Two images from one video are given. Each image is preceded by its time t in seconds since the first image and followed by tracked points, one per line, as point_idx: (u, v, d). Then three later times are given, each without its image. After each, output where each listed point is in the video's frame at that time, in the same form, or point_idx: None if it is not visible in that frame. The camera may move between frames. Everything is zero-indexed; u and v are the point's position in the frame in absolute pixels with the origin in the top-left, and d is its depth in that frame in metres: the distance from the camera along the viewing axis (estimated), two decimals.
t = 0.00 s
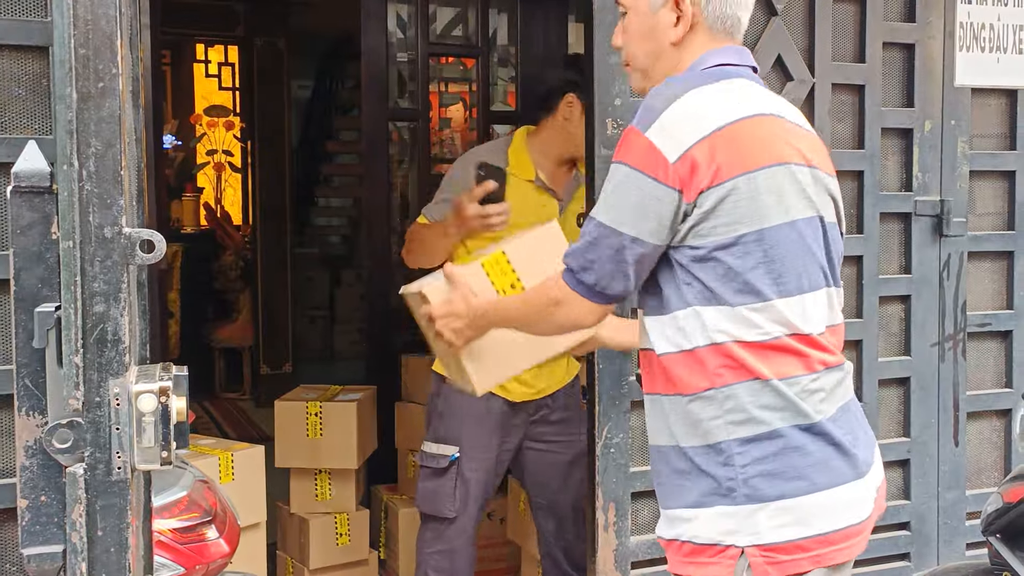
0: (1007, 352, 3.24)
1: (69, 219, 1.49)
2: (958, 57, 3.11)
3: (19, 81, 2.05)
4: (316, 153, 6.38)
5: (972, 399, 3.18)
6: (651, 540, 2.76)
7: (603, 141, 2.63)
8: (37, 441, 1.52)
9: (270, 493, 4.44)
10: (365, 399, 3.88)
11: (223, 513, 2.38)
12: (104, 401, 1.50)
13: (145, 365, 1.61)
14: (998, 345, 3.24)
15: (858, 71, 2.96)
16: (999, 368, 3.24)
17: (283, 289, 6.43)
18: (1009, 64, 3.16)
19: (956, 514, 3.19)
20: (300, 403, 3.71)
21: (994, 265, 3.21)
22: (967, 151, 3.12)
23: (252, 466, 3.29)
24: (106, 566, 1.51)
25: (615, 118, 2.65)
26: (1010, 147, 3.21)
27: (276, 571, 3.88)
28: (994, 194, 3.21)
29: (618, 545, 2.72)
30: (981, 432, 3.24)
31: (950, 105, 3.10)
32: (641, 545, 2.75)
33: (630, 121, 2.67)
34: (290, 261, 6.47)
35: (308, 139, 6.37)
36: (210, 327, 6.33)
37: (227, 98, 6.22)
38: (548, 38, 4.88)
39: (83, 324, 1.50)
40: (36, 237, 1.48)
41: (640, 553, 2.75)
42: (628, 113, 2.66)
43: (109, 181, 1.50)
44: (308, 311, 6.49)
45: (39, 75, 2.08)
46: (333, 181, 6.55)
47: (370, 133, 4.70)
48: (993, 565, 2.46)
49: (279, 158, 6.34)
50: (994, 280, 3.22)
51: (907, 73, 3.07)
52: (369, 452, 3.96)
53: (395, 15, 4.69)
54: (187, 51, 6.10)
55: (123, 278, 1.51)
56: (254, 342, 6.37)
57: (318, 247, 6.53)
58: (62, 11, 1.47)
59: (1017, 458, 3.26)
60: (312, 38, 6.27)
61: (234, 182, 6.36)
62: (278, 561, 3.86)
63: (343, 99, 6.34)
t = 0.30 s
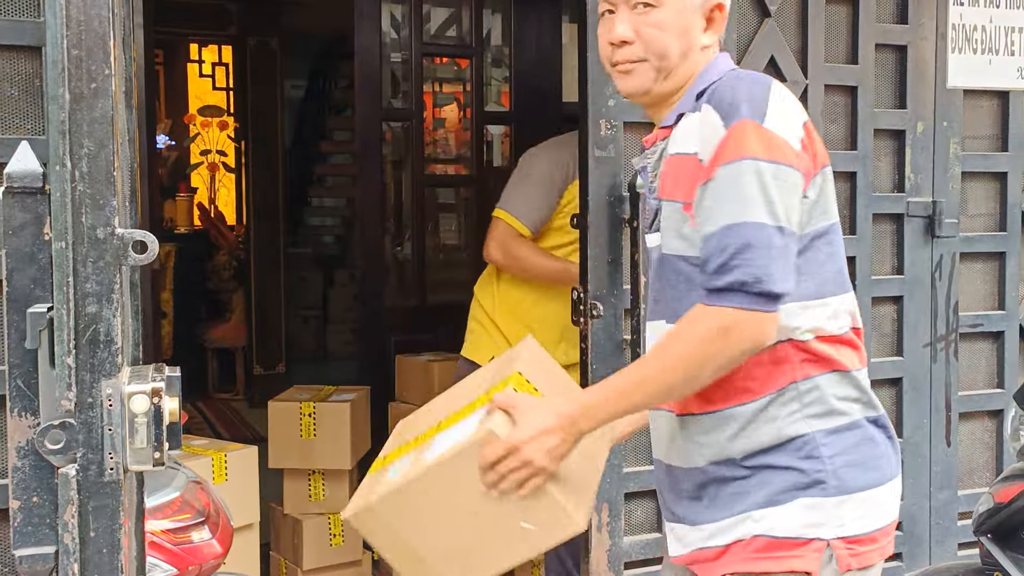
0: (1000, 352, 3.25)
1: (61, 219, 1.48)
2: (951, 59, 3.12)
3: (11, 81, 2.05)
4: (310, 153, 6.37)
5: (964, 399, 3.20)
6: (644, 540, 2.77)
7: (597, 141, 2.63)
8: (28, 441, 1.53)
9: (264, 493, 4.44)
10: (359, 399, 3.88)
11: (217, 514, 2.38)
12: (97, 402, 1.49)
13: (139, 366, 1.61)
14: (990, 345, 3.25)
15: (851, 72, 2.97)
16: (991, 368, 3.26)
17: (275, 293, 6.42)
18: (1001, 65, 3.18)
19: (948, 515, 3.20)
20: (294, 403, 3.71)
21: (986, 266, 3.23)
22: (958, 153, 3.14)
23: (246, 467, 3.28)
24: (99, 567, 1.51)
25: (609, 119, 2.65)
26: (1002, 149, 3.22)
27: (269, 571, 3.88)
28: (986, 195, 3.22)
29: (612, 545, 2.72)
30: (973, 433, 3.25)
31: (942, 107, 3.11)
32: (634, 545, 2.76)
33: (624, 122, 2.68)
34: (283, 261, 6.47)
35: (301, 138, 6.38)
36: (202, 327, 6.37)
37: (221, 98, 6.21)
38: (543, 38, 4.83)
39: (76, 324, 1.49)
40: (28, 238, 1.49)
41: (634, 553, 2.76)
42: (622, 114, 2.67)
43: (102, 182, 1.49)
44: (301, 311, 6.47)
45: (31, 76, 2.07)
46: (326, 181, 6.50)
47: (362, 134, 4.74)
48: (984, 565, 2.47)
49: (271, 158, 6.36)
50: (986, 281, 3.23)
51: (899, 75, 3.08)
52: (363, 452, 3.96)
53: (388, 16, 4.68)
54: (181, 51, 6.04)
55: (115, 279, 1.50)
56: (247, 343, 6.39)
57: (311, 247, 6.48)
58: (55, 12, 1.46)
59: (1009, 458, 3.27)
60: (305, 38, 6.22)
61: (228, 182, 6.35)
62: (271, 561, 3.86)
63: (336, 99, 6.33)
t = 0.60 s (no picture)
0: (994, 353, 3.26)
1: (57, 218, 1.49)
2: (946, 61, 3.13)
3: (6, 82, 2.03)
4: (307, 154, 6.34)
5: (959, 400, 3.21)
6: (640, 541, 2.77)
7: (592, 142, 2.64)
8: (24, 440, 1.53)
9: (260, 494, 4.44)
10: (355, 399, 3.87)
11: (213, 514, 2.38)
12: (92, 401, 1.50)
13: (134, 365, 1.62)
14: (985, 346, 3.26)
15: (846, 73, 2.98)
16: (986, 369, 3.27)
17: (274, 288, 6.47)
18: (996, 67, 3.19)
19: (943, 515, 3.22)
20: (290, 404, 3.70)
21: (980, 267, 3.24)
22: (954, 154, 3.15)
23: (242, 467, 3.29)
24: (94, 566, 1.52)
25: (605, 119, 2.65)
26: (997, 150, 3.24)
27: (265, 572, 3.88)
28: (981, 197, 3.23)
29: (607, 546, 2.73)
30: (968, 433, 3.26)
31: (937, 108, 3.12)
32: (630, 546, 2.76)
33: (620, 123, 2.68)
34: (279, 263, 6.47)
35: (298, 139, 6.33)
36: (199, 327, 6.38)
37: (217, 99, 6.20)
38: (539, 39, 4.86)
39: (71, 324, 1.50)
40: (24, 237, 1.50)
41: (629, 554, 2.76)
42: (618, 115, 2.67)
43: (97, 182, 1.50)
44: (298, 312, 6.49)
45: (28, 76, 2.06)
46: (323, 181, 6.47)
47: (359, 135, 4.76)
48: (980, 566, 2.48)
49: (269, 159, 6.30)
50: (981, 282, 3.24)
51: (895, 76, 3.09)
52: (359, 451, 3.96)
53: (384, 16, 4.68)
54: (178, 52, 6.05)
55: (111, 279, 1.52)
56: (245, 343, 6.41)
57: (308, 248, 6.48)
58: (51, 12, 1.47)
59: (1003, 458, 3.29)
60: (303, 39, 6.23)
61: (224, 183, 6.33)
62: (267, 561, 3.86)
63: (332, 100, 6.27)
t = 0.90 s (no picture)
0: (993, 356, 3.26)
1: (59, 223, 1.53)
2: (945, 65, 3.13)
3: (6, 86, 1.99)
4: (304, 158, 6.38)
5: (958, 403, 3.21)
6: (639, 544, 2.77)
7: (591, 145, 2.64)
8: (25, 444, 1.54)
9: (258, 498, 4.43)
10: (354, 402, 3.87)
11: (211, 517, 2.38)
12: (94, 405, 1.53)
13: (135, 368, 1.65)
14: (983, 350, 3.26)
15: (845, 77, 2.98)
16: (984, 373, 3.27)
17: (272, 294, 6.42)
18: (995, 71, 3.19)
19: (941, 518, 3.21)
20: (289, 407, 3.70)
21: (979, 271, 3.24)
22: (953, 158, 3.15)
23: (240, 471, 3.28)
24: (95, 570, 1.56)
25: (604, 123, 2.66)
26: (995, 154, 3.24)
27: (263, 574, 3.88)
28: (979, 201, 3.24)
29: (606, 548, 2.73)
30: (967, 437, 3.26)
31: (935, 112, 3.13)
32: (629, 548, 2.76)
33: (619, 127, 2.68)
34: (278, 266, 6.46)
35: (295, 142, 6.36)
36: (196, 331, 6.33)
37: (216, 102, 6.20)
38: (538, 41, 4.88)
39: (73, 327, 1.54)
40: (25, 241, 1.51)
41: (628, 557, 2.76)
42: (617, 118, 2.67)
43: (99, 186, 1.55)
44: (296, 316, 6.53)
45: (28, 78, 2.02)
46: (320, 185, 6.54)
47: (358, 137, 4.71)
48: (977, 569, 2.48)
49: (267, 160, 6.29)
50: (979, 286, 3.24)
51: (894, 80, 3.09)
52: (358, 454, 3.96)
53: (383, 20, 4.70)
54: (175, 55, 6.03)
55: (113, 282, 1.57)
56: (241, 347, 6.36)
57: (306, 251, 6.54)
58: (53, 15, 1.53)
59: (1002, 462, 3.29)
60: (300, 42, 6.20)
61: (222, 186, 6.30)
62: (265, 564, 3.86)
63: (329, 104, 6.32)
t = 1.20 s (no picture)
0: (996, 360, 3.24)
1: (66, 224, 1.53)
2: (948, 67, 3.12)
3: (10, 90, 1.98)
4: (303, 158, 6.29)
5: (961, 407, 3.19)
6: (643, 547, 2.77)
7: (596, 147, 2.63)
8: (31, 447, 1.54)
9: (260, 501, 4.41)
10: (356, 405, 3.86)
11: (215, 520, 2.37)
12: (100, 408, 1.53)
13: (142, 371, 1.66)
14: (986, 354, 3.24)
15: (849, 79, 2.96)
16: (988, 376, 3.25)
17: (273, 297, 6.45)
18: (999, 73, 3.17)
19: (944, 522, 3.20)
20: (291, 409, 3.69)
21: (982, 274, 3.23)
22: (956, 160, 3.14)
23: (242, 473, 3.27)
24: (100, 572, 1.57)
25: (609, 124, 2.65)
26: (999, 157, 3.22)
27: None
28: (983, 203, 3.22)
29: (611, 551, 2.72)
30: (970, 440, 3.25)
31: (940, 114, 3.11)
32: (633, 551, 2.75)
33: (623, 128, 2.67)
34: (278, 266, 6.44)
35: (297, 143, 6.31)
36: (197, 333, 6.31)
37: (217, 104, 6.19)
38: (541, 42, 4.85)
39: (80, 330, 1.54)
40: (32, 243, 1.50)
41: (632, 560, 2.75)
42: (621, 120, 2.67)
43: (106, 187, 1.56)
44: (295, 317, 6.43)
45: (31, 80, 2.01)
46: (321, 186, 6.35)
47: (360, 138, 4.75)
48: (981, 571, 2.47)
49: (269, 161, 6.32)
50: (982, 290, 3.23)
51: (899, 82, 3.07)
52: (359, 457, 3.95)
53: (385, 22, 4.69)
54: (177, 55, 6.04)
55: (119, 285, 1.57)
56: (242, 348, 6.36)
57: (306, 252, 6.42)
58: (61, 16, 1.55)
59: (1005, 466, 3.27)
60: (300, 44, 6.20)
61: (223, 187, 6.30)
62: (267, 567, 3.85)
63: (332, 104, 6.22)
